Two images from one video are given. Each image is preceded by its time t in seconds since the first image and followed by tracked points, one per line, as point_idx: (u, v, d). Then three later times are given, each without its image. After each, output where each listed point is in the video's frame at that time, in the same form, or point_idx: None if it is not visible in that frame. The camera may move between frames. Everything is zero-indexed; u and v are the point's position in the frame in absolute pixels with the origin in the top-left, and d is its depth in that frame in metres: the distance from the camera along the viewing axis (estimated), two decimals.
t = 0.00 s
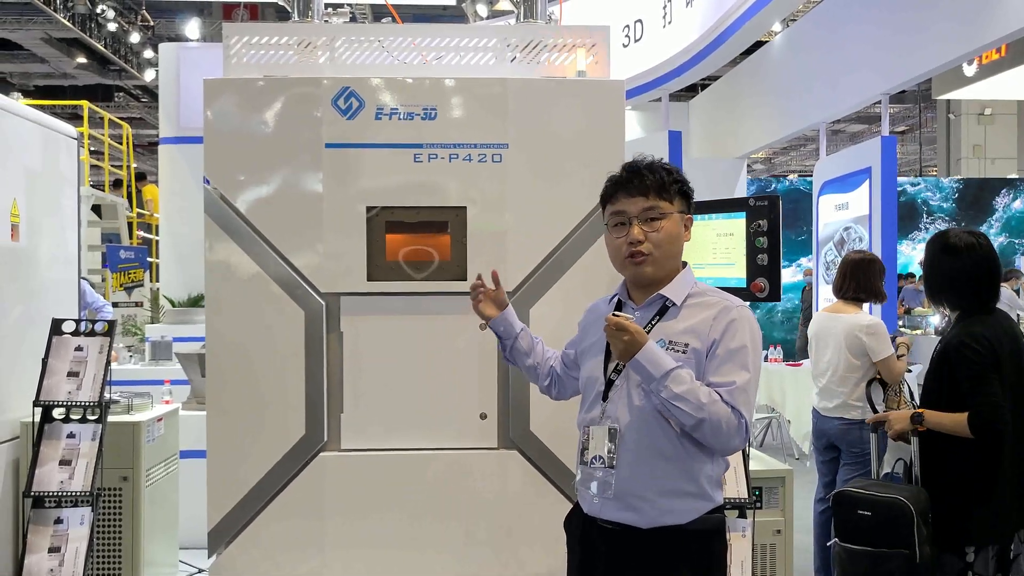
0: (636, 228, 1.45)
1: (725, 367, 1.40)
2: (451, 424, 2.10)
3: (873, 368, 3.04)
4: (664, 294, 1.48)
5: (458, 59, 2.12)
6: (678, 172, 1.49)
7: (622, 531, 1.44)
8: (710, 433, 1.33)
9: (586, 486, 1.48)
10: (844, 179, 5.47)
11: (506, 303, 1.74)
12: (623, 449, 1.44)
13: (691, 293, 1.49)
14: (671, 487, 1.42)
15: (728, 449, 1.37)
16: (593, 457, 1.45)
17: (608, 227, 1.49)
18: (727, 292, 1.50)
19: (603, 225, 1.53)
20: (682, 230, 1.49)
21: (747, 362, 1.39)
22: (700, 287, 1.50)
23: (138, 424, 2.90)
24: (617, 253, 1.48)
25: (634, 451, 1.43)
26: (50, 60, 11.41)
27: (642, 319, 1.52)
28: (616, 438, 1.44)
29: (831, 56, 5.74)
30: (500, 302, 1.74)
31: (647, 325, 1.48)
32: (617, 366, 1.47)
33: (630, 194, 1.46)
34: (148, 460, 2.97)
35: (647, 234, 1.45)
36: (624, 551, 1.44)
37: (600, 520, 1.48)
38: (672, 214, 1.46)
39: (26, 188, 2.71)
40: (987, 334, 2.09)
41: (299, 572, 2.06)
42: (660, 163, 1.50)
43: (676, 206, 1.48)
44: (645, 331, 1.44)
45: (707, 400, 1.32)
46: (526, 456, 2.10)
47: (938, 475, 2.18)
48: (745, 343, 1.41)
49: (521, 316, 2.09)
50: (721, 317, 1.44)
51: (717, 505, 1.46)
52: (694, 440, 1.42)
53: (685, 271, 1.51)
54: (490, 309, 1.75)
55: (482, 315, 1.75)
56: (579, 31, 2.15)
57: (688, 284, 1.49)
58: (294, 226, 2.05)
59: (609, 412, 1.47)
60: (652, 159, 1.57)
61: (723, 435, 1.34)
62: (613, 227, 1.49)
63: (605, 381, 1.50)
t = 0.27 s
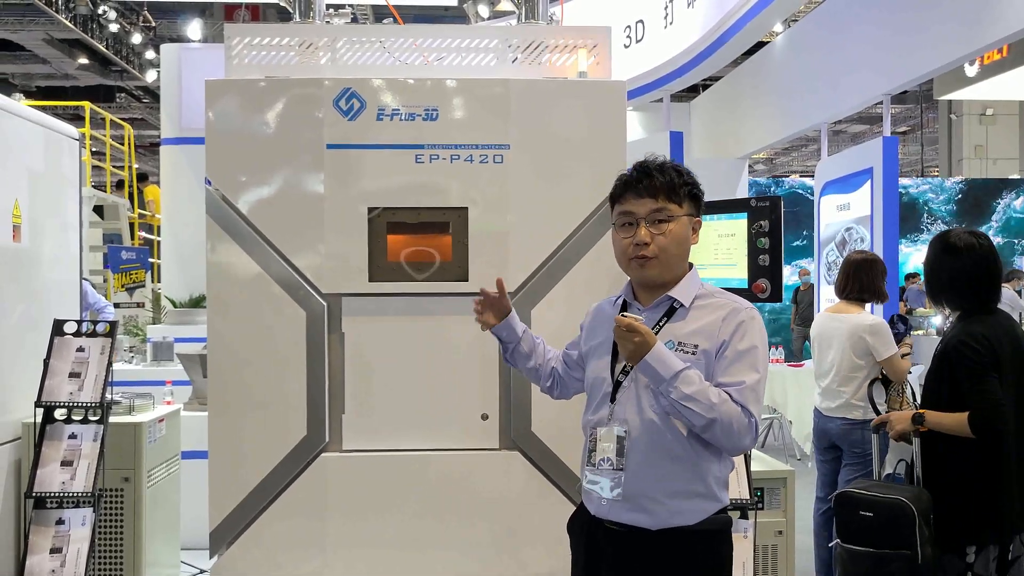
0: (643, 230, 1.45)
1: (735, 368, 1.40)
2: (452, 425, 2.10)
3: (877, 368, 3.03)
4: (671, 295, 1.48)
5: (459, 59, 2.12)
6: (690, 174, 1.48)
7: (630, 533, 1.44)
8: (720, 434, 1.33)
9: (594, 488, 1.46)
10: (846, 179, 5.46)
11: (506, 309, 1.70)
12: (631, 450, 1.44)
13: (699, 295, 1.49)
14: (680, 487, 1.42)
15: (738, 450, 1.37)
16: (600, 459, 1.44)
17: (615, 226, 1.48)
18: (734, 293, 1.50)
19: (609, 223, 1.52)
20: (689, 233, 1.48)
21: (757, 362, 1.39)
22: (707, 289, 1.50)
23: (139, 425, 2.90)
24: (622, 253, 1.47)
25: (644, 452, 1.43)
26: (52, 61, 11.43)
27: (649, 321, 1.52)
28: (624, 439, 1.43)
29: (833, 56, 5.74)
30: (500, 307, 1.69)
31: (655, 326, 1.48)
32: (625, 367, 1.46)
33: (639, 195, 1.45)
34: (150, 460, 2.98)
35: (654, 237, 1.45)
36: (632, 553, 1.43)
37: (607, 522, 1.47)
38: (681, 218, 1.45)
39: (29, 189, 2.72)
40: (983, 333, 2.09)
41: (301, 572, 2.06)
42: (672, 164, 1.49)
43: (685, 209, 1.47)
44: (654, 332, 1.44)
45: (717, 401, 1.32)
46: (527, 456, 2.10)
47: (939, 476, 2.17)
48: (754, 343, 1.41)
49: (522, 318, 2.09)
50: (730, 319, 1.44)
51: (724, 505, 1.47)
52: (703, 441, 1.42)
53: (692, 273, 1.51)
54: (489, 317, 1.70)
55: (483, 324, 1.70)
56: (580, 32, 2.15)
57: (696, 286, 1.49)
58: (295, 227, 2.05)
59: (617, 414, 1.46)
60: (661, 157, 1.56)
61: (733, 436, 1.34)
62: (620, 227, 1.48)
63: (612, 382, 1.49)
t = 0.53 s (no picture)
0: (653, 231, 1.45)
1: (745, 372, 1.40)
2: (453, 426, 2.10)
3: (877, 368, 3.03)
4: (681, 296, 1.47)
5: (460, 60, 2.12)
6: (700, 175, 1.47)
7: (637, 535, 1.44)
8: (730, 439, 1.33)
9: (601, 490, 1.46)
10: (847, 180, 5.46)
11: (494, 309, 1.73)
12: (640, 452, 1.43)
13: (707, 296, 1.48)
14: (689, 490, 1.42)
15: (747, 454, 1.37)
16: (609, 462, 1.44)
17: (624, 227, 1.48)
18: (743, 295, 1.50)
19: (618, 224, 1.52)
20: (699, 235, 1.48)
21: (767, 366, 1.39)
22: (716, 290, 1.50)
23: (140, 425, 2.90)
24: (632, 254, 1.47)
25: (652, 456, 1.43)
26: (53, 62, 11.45)
27: (659, 322, 1.51)
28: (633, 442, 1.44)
29: (834, 56, 5.73)
30: (488, 307, 1.72)
31: (664, 327, 1.47)
32: (633, 369, 1.46)
33: (648, 197, 1.45)
34: (151, 461, 2.98)
35: (664, 238, 1.45)
36: (639, 556, 1.43)
37: (614, 523, 1.47)
38: (690, 220, 1.45)
39: (30, 190, 2.72)
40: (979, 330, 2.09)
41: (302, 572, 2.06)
42: (682, 164, 1.48)
43: (695, 211, 1.47)
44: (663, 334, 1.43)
45: (727, 407, 1.32)
46: (529, 457, 2.10)
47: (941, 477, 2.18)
48: (764, 347, 1.41)
49: (523, 318, 2.09)
50: (740, 321, 1.44)
51: (732, 507, 1.47)
52: (713, 444, 1.42)
53: (700, 273, 1.51)
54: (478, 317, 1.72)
55: (472, 324, 1.72)
56: (581, 32, 2.15)
57: (705, 287, 1.49)
58: (296, 228, 2.05)
59: (625, 415, 1.46)
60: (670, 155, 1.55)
61: (743, 442, 1.34)
62: (629, 227, 1.48)
63: (620, 385, 1.49)
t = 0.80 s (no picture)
0: (662, 231, 1.45)
1: (752, 372, 1.40)
2: (455, 427, 2.10)
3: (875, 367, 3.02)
4: (686, 296, 1.47)
5: (461, 60, 2.12)
6: (716, 179, 1.47)
7: (644, 536, 1.44)
8: (738, 439, 1.34)
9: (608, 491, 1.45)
10: (848, 180, 5.45)
11: (496, 311, 1.73)
12: (647, 453, 1.43)
13: (712, 296, 1.48)
14: (696, 491, 1.42)
15: (755, 454, 1.37)
16: (615, 464, 1.42)
17: (635, 224, 1.48)
18: (748, 294, 1.50)
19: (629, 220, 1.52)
20: (709, 239, 1.48)
21: (774, 366, 1.40)
22: (721, 290, 1.50)
23: (142, 426, 2.90)
24: (640, 252, 1.47)
25: (660, 456, 1.43)
26: (54, 63, 11.47)
27: (665, 321, 1.52)
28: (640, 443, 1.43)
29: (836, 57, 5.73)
30: (490, 310, 1.73)
31: (670, 327, 1.47)
32: (640, 370, 1.45)
33: (662, 196, 1.45)
34: (152, 461, 2.98)
35: (673, 239, 1.44)
36: (646, 557, 1.44)
37: (621, 524, 1.47)
38: (703, 224, 1.46)
39: (32, 191, 2.72)
40: (988, 326, 2.10)
41: (303, 572, 2.06)
42: (700, 166, 1.48)
43: (708, 215, 1.47)
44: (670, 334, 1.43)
45: (736, 407, 1.33)
46: (530, 457, 2.10)
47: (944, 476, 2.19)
48: (771, 347, 1.41)
49: (525, 319, 2.09)
50: (746, 321, 1.44)
51: (739, 507, 1.47)
52: (720, 444, 1.42)
53: (707, 273, 1.50)
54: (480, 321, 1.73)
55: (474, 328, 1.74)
56: (583, 33, 2.15)
57: (710, 287, 1.49)
58: (297, 228, 2.05)
59: (632, 416, 1.45)
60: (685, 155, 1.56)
61: (751, 442, 1.34)
62: (640, 225, 1.48)
63: (626, 386, 1.48)
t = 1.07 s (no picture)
0: (684, 225, 1.45)
1: (755, 373, 1.40)
2: (456, 427, 2.09)
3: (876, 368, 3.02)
4: (691, 294, 1.47)
5: (462, 61, 2.12)
6: (740, 188, 1.51)
7: (646, 537, 1.44)
8: (740, 440, 1.33)
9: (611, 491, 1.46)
10: (850, 181, 5.46)
11: (516, 309, 1.74)
12: (650, 453, 1.44)
13: (716, 297, 1.49)
14: (698, 493, 1.42)
15: (757, 455, 1.37)
16: (618, 463, 1.43)
17: (657, 213, 1.48)
18: (751, 295, 1.50)
19: (648, 210, 1.51)
20: (723, 243, 1.50)
21: (776, 367, 1.39)
22: (724, 291, 1.50)
23: (143, 426, 2.90)
24: (657, 242, 1.46)
25: (662, 456, 1.43)
26: (56, 63, 11.48)
27: (669, 321, 1.50)
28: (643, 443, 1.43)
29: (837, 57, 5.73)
30: (511, 307, 1.73)
31: (673, 327, 1.47)
32: (643, 370, 1.46)
33: (690, 191, 1.46)
34: (154, 462, 2.98)
35: (693, 235, 1.45)
36: (648, 559, 1.44)
37: (624, 525, 1.47)
38: (722, 227, 1.47)
39: (33, 191, 2.73)
40: (1001, 321, 2.19)
41: (304, 572, 2.06)
42: (728, 172, 1.51)
43: (727, 220, 1.49)
44: (674, 334, 1.43)
45: (738, 408, 1.32)
46: (531, 458, 2.10)
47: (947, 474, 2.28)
48: (774, 348, 1.41)
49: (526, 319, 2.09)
50: (749, 322, 1.44)
51: (742, 509, 1.47)
52: (722, 445, 1.42)
53: (711, 273, 1.51)
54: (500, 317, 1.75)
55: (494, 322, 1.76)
56: (584, 34, 2.15)
57: (713, 287, 1.49)
58: (299, 229, 2.05)
59: (635, 416, 1.46)
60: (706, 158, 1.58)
61: (752, 443, 1.34)
62: (661, 215, 1.47)
63: (630, 386, 1.48)
